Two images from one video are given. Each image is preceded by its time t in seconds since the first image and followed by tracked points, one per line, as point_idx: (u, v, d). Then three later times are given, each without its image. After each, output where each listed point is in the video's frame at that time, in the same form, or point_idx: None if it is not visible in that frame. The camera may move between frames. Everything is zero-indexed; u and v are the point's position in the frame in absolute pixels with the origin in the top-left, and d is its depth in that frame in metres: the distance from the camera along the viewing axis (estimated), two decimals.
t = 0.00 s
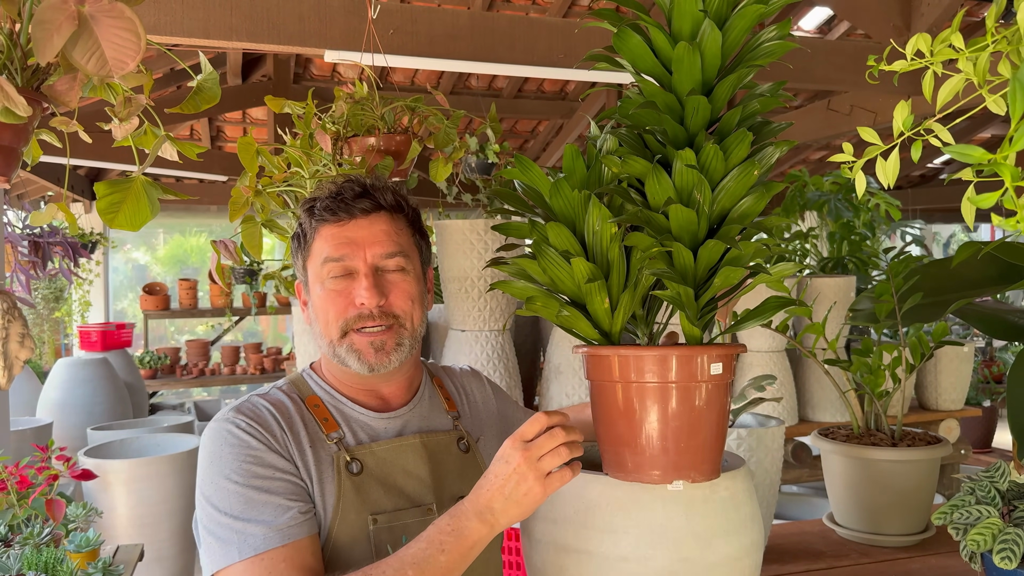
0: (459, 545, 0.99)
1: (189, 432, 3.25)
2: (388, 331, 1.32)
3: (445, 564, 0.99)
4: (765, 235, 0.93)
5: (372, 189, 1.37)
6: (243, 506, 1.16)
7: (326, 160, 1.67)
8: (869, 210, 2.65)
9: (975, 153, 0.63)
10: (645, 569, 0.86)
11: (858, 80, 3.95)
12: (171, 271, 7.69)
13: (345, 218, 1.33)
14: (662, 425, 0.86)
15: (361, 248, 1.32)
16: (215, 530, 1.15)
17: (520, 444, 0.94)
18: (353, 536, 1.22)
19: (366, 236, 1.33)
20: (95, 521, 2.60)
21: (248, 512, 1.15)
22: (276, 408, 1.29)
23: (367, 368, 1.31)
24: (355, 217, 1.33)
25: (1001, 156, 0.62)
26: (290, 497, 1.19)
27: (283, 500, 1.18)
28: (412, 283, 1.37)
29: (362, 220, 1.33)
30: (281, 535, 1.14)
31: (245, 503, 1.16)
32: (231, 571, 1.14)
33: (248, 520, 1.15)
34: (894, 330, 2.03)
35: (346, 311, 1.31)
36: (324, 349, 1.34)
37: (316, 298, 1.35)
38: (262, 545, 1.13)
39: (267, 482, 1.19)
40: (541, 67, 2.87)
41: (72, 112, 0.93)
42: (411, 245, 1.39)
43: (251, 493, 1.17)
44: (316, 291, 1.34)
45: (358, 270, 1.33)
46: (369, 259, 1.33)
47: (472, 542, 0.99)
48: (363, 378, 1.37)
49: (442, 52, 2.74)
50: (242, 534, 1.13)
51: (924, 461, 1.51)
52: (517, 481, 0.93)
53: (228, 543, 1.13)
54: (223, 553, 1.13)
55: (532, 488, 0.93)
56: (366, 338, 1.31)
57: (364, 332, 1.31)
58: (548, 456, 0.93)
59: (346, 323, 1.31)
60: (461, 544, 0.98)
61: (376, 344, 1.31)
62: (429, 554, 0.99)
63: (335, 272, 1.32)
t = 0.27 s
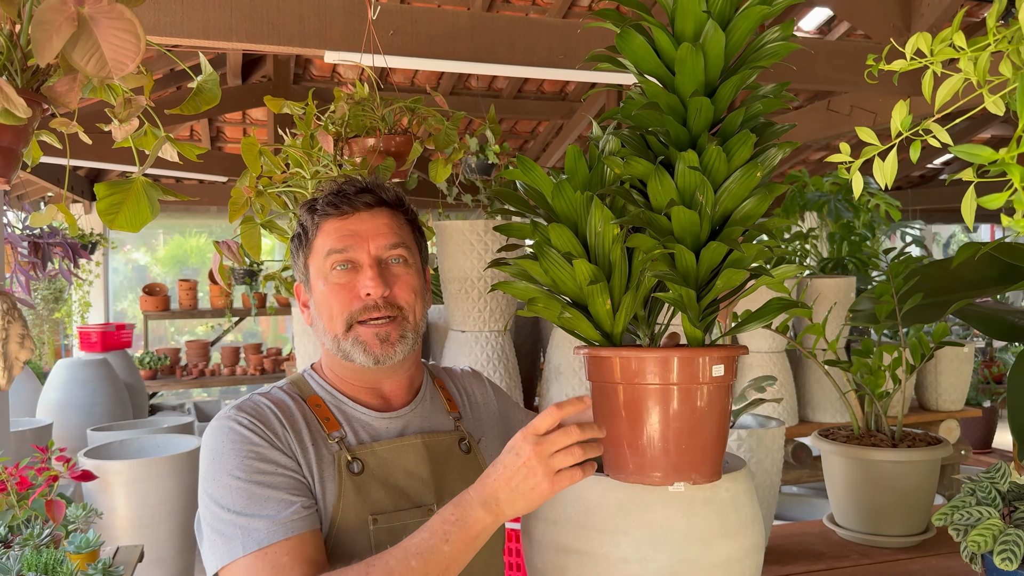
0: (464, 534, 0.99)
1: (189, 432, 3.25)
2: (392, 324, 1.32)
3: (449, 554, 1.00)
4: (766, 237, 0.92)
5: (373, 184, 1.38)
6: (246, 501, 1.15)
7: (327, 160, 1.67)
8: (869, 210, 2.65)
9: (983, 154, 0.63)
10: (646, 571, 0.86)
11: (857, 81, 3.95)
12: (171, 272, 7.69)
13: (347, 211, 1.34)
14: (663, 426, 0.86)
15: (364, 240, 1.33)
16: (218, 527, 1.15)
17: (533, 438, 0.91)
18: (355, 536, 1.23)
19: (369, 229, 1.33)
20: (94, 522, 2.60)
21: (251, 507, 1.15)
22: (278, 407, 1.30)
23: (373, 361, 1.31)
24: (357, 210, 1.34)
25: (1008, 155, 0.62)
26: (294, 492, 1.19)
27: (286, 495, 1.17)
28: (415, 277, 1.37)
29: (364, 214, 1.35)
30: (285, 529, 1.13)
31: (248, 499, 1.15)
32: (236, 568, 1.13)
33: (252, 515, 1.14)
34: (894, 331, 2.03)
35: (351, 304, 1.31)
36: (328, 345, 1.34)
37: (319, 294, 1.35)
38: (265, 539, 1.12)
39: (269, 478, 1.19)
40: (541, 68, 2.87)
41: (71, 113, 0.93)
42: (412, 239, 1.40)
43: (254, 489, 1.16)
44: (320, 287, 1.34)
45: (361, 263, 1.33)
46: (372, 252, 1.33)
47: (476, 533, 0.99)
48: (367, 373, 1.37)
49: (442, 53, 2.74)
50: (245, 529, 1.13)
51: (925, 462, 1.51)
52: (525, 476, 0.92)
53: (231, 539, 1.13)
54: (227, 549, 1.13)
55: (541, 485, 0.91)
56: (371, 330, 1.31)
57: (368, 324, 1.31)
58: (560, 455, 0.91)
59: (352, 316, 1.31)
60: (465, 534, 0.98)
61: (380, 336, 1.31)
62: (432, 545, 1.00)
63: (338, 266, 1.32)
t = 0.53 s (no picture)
0: (433, 456, 1.02)
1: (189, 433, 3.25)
2: (419, 316, 1.33)
3: (420, 481, 1.02)
4: (766, 237, 0.92)
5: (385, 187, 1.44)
6: (248, 489, 1.14)
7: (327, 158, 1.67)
8: (869, 211, 2.65)
9: (992, 153, 0.66)
10: (646, 571, 0.86)
11: (858, 81, 3.95)
12: (171, 272, 7.69)
13: (366, 209, 1.38)
14: (663, 427, 0.86)
15: (385, 237, 1.36)
16: (224, 518, 1.14)
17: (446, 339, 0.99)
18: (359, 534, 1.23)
19: (387, 226, 1.37)
20: (94, 523, 2.60)
21: (254, 494, 1.14)
22: (279, 403, 1.30)
23: (402, 353, 1.30)
24: (374, 209, 1.39)
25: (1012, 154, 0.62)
26: (296, 475, 1.17)
27: (288, 478, 1.16)
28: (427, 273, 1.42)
29: (381, 212, 1.39)
30: (287, 508, 1.11)
31: (251, 487, 1.14)
32: (245, 556, 1.12)
33: (255, 501, 1.13)
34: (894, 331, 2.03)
35: (378, 299, 1.31)
36: (352, 343, 1.32)
37: (338, 293, 1.33)
38: (268, 521, 1.10)
39: (271, 465, 1.18)
40: (541, 68, 2.87)
41: (71, 113, 0.93)
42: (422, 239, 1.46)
43: (255, 476, 1.15)
44: (340, 285, 1.33)
45: (383, 259, 1.34)
46: (392, 249, 1.36)
47: (439, 452, 1.02)
48: (386, 368, 1.36)
49: (442, 54, 2.74)
50: (249, 515, 1.12)
51: (926, 463, 1.51)
52: (456, 374, 0.99)
53: (237, 527, 1.12)
54: (234, 538, 1.12)
55: (472, 375, 0.99)
56: (400, 322, 1.30)
57: (397, 316, 1.30)
58: (476, 343, 1.00)
59: (380, 311, 1.30)
60: (429, 456, 1.02)
61: (409, 328, 1.31)
62: (401, 477, 1.02)
63: (360, 262, 1.33)
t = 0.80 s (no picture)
0: (460, 436, 1.05)
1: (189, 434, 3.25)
2: (420, 320, 1.36)
3: (446, 462, 1.05)
4: (765, 238, 0.92)
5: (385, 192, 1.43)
6: (253, 480, 1.14)
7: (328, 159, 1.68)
8: (869, 212, 2.66)
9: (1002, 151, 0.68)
10: (646, 572, 0.86)
11: (858, 82, 3.95)
12: (171, 273, 7.69)
13: (372, 216, 1.37)
14: (662, 428, 0.86)
15: (390, 245, 1.36)
16: (230, 511, 1.14)
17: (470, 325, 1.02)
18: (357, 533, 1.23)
19: (391, 234, 1.37)
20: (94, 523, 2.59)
21: (260, 484, 1.13)
22: (275, 400, 1.31)
23: (410, 357, 1.32)
24: (377, 217, 1.37)
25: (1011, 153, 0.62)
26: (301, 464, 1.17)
27: (294, 466, 1.16)
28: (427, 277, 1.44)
29: (383, 219, 1.38)
30: (297, 493, 1.11)
31: (256, 478, 1.14)
32: (256, 545, 1.11)
33: (262, 491, 1.12)
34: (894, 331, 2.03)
35: (383, 307, 1.32)
36: (357, 350, 1.32)
37: (342, 301, 1.33)
38: (279, 508, 1.10)
39: (274, 455, 1.18)
40: (540, 69, 2.87)
41: (72, 114, 0.93)
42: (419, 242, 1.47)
43: (260, 467, 1.15)
44: (346, 295, 1.33)
45: (388, 267, 1.34)
46: (397, 257, 1.36)
47: (467, 432, 1.06)
48: (382, 372, 1.37)
49: (442, 55, 2.74)
50: (258, 505, 1.11)
51: (925, 463, 1.51)
52: (482, 357, 1.02)
53: (245, 517, 1.11)
54: (244, 528, 1.11)
55: (497, 358, 1.02)
56: (406, 326, 1.33)
57: (403, 321, 1.33)
58: (501, 328, 1.01)
59: (386, 318, 1.31)
60: (457, 438, 1.06)
61: (414, 331, 1.34)
62: (429, 458, 1.06)
63: (366, 271, 1.33)
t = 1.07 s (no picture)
0: (469, 444, 1.04)
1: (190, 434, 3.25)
2: (413, 323, 1.34)
3: (456, 468, 1.04)
4: (768, 239, 0.92)
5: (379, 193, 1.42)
6: (259, 481, 1.14)
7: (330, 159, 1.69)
8: (869, 212, 2.66)
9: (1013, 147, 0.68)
10: (646, 572, 0.86)
11: (858, 82, 3.95)
12: (172, 273, 7.70)
13: (361, 218, 1.36)
14: (665, 428, 0.86)
15: (380, 247, 1.35)
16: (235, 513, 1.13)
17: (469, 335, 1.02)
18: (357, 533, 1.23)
19: (383, 236, 1.36)
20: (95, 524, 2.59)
21: (266, 486, 1.13)
22: (276, 400, 1.31)
23: (397, 361, 1.31)
24: (369, 218, 1.37)
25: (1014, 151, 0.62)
26: (307, 464, 1.18)
27: (300, 467, 1.16)
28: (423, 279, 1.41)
29: (376, 220, 1.37)
30: (305, 494, 1.11)
31: (262, 479, 1.14)
32: (263, 547, 1.11)
33: (268, 492, 1.13)
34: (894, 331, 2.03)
35: (373, 309, 1.31)
36: (348, 350, 1.32)
37: (333, 303, 1.33)
38: (287, 509, 1.10)
39: (280, 456, 1.18)
40: (541, 69, 2.88)
41: (73, 114, 0.94)
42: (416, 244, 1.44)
43: (266, 468, 1.16)
44: (334, 296, 1.33)
45: (377, 269, 1.34)
46: (388, 259, 1.35)
47: (476, 439, 1.04)
48: (372, 374, 1.38)
49: (443, 55, 2.75)
50: (264, 506, 1.11)
51: (925, 463, 1.51)
52: (482, 367, 1.02)
53: (251, 519, 1.11)
54: (250, 530, 1.11)
55: (496, 368, 1.02)
56: (397, 330, 1.31)
57: (395, 325, 1.31)
58: (498, 336, 1.02)
59: (377, 321, 1.30)
60: (467, 444, 1.04)
61: (404, 335, 1.32)
62: (439, 463, 1.04)
63: (354, 272, 1.32)
